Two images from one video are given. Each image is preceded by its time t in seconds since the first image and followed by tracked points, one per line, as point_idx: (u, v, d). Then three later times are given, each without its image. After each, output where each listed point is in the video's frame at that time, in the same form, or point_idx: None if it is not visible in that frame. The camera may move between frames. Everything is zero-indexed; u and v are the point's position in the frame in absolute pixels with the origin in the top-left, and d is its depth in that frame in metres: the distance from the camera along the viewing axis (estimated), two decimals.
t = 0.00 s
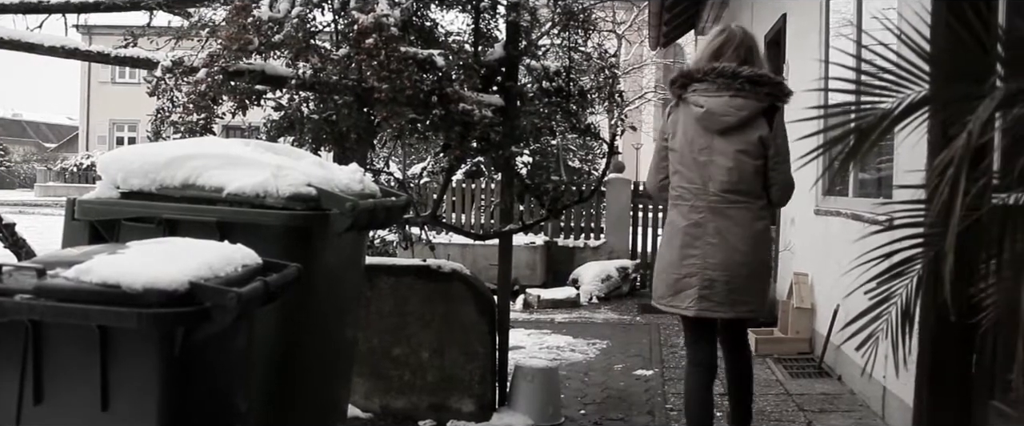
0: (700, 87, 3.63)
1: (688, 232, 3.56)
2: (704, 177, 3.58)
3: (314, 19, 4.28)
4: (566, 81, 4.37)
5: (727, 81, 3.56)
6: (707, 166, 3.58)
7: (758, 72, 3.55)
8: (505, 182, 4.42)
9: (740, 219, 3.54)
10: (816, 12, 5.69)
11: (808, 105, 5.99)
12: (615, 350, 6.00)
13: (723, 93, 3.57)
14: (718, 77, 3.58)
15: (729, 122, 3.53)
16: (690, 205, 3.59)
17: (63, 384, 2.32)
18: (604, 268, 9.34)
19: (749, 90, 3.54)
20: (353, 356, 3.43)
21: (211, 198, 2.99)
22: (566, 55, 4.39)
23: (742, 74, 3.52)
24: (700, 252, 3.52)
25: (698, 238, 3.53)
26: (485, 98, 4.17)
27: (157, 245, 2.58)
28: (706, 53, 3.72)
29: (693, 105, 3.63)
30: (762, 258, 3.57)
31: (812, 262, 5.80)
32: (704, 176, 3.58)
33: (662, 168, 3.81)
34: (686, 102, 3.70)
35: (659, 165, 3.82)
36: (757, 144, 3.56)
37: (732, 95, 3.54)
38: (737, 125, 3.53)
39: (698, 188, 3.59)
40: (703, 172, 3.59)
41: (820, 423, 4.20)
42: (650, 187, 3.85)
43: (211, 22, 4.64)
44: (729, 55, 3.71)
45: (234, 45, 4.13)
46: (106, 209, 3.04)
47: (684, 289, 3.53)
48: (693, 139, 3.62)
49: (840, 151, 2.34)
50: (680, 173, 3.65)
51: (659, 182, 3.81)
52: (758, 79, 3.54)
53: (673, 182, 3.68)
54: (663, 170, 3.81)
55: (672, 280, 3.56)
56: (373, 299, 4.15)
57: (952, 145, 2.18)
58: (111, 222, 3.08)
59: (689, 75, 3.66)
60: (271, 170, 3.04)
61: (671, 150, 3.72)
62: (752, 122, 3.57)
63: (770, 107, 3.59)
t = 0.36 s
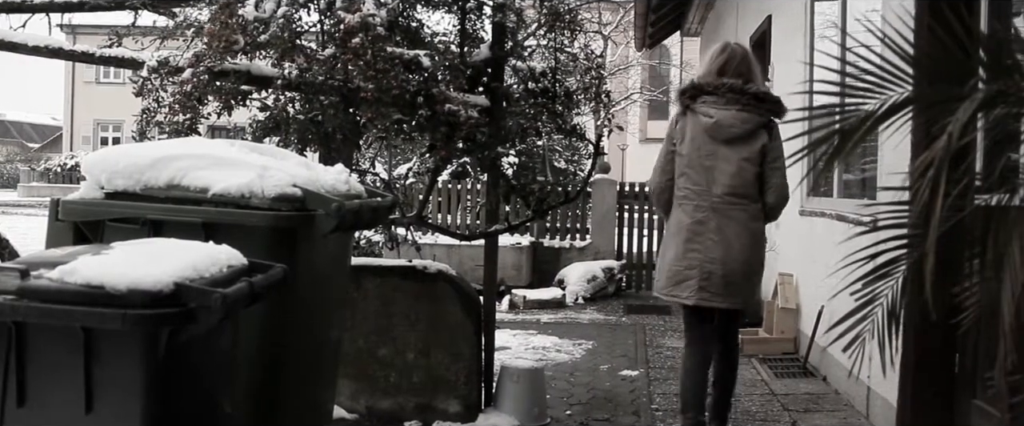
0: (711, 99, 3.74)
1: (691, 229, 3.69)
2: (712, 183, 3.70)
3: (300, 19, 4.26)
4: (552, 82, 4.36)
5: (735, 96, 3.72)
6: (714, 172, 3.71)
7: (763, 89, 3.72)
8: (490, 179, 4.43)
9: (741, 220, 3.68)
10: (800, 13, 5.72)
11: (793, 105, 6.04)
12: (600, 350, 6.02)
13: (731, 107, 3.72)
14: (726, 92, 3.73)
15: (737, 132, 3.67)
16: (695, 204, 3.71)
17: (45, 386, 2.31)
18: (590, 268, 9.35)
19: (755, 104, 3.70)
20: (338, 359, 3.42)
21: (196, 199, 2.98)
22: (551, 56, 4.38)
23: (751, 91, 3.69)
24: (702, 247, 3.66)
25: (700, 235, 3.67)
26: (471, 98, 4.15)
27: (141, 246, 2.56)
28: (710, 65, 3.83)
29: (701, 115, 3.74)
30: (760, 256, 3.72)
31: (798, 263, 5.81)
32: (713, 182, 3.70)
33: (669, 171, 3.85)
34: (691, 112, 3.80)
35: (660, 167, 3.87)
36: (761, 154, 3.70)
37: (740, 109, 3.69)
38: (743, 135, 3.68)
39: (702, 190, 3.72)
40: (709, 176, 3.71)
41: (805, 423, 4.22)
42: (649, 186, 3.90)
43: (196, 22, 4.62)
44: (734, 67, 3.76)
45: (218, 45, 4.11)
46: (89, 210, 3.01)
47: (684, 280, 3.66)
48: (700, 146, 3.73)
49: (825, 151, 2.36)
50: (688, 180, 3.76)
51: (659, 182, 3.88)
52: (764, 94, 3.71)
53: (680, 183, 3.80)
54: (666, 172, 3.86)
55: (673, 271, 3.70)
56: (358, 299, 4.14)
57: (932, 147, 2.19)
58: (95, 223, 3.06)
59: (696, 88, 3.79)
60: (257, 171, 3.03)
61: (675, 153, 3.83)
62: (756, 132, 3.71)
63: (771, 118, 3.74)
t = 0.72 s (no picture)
0: (703, 102, 4.16)
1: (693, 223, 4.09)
2: (708, 179, 4.10)
3: (286, 19, 4.25)
4: (538, 83, 4.37)
5: (724, 100, 4.15)
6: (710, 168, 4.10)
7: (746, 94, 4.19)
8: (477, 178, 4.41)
9: (734, 212, 4.13)
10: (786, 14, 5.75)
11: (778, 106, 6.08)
12: (587, 351, 6.03)
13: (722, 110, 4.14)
14: (718, 96, 4.15)
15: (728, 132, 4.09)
16: (693, 199, 4.10)
17: (29, 387, 2.30)
18: (577, 269, 9.36)
19: (740, 107, 4.15)
20: (324, 359, 3.41)
21: (182, 199, 2.97)
22: (538, 57, 4.40)
23: (738, 94, 4.14)
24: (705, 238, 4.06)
25: (703, 225, 4.07)
26: (458, 99, 4.16)
27: (126, 246, 2.55)
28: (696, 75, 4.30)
29: (696, 116, 4.14)
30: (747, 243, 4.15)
31: (783, 263, 5.84)
32: (708, 178, 4.10)
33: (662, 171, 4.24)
34: (685, 115, 4.20)
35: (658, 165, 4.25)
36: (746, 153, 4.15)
37: (731, 111, 4.12)
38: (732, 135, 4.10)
39: (700, 185, 4.11)
40: (704, 172, 4.11)
41: (790, 423, 4.23)
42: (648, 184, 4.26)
43: (182, 21, 4.60)
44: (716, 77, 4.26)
45: (205, 45, 4.10)
46: (75, 211, 3.00)
47: (691, 269, 4.07)
48: (695, 145, 4.13)
49: (809, 152, 2.40)
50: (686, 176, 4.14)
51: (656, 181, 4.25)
52: (747, 100, 4.17)
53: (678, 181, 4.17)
54: (663, 170, 4.24)
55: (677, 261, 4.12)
56: (344, 299, 4.13)
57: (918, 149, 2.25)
58: (80, 223, 3.04)
59: (691, 92, 4.20)
60: (243, 171, 3.03)
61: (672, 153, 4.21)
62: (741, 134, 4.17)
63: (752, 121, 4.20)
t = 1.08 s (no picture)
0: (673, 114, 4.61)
1: (668, 224, 4.52)
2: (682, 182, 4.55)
3: (274, 19, 4.23)
4: (527, 83, 4.37)
5: (692, 112, 4.60)
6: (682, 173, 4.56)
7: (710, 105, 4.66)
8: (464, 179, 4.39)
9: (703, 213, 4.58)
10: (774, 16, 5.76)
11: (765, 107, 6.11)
12: (575, 351, 6.04)
13: (690, 121, 4.59)
14: (686, 108, 4.60)
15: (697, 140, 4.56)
16: (669, 202, 4.53)
17: (15, 388, 2.29)
18: (565, 269, 9.38)
19: (706, 117, 4.62)
20: (311, 360, 3.41)
21: (169, 200, 2.97)
22: (526, 57, 4.39)
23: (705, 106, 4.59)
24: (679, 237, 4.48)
25: (676, 226, 4.50)
26: (446, 100, 4.16)
27: (113, 247, 2.54)
28: (663, 89, 4.76)
29: (668, 128, 4.57)
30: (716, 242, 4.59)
31: (770, 263, 5.86)
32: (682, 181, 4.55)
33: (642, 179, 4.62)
34: (657, 127, 4.62)
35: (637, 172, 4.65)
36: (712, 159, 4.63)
37: (698, 121, 4.58)
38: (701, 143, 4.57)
39: (675, 189, 4.54)
40: (676, 178, 4.55)
41: (778, 423, 4.25)
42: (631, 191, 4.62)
43: (169, 21, 4.59)
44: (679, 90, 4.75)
45: (192, 45, 4.09)
46: (61, 211, 2.99)
47: (666, 264, 4.50)
48: (669, 154, 4.57)
49: (796, 154, 2.37)
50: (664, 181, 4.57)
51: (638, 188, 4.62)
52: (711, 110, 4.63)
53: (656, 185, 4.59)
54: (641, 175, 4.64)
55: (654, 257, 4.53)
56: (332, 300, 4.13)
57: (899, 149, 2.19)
58: (66, 224, 3.03)
59: (661, 106, 4.63)
60: (231, 172, 3.02)
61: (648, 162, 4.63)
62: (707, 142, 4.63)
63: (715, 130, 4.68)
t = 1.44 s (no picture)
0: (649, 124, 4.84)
1: (643, 222, 4.76)
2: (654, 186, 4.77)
3: (264, 20, 4.23)
4: (517, 84, 4.39)
5: (668, 120, 4.82)
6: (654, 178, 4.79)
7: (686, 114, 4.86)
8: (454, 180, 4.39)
9: (677, 212, 4.82)
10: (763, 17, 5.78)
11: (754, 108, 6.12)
12: (565, 352, 6.05)
13: (665, 129, 4.82)
14: (661, 118, 4.83)
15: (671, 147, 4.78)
16: (642, 202, 4.78)
17: (4, 390, 2.28)
18: (555, 270, 9.39)
19: (681, 125, 4.83)
20: (301, 361, 3.40)
21: (159, 200, 2.96)
22: (516, 58, 4.41)
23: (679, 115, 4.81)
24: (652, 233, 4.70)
25: (651, 223, 4.74)
26: (436, 100, 4.17)
27: (103, 248, 2.53)
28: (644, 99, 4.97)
29: (644, 136, 4.82)
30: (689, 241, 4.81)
31: (759, 263, 5.88)
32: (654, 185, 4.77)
33: (618, 180, 4.92)
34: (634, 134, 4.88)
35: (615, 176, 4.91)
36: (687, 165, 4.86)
37: (672, 129, 4.80)
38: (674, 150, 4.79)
39: (649, 192, 4.78)
40: (651, 181, 4.79)
41: (767, 423, 4.26)
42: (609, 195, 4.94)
43: (159, 21, 4.58)
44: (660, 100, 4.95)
45: (182, 44, 4.09)
46: (50, 212, 2.98)
47: (639, 258, 4.69)
48: (644, 160, 4.82)
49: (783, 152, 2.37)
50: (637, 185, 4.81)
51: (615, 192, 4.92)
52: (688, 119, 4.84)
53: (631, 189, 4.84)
54: (618, 178, 4.92)
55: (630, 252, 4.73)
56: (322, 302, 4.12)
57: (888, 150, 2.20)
58: (55, 224, 3.02)
59: (639, 115, 4.88)
60: (221, 172, 3.01)
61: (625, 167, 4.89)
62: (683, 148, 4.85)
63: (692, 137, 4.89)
